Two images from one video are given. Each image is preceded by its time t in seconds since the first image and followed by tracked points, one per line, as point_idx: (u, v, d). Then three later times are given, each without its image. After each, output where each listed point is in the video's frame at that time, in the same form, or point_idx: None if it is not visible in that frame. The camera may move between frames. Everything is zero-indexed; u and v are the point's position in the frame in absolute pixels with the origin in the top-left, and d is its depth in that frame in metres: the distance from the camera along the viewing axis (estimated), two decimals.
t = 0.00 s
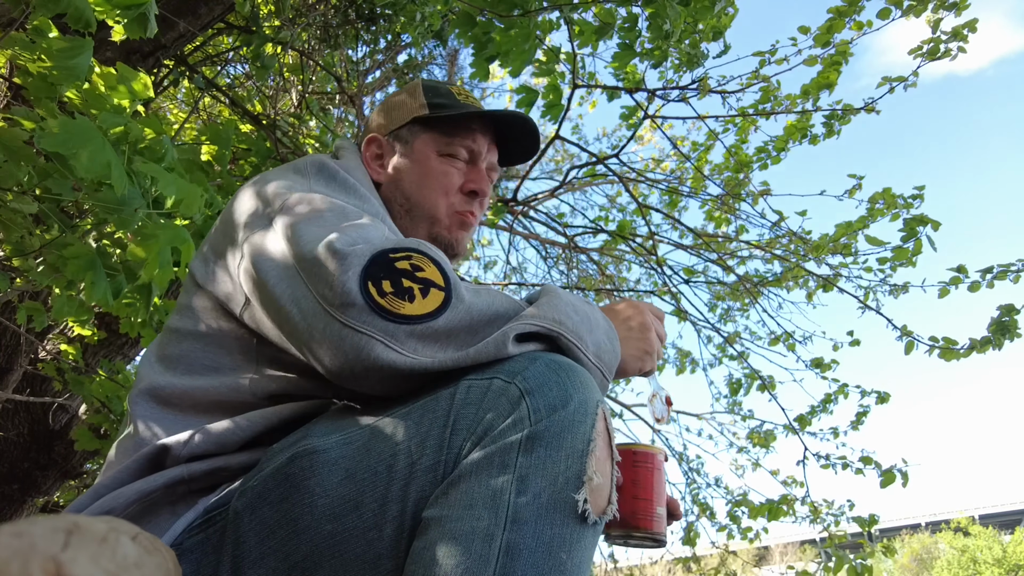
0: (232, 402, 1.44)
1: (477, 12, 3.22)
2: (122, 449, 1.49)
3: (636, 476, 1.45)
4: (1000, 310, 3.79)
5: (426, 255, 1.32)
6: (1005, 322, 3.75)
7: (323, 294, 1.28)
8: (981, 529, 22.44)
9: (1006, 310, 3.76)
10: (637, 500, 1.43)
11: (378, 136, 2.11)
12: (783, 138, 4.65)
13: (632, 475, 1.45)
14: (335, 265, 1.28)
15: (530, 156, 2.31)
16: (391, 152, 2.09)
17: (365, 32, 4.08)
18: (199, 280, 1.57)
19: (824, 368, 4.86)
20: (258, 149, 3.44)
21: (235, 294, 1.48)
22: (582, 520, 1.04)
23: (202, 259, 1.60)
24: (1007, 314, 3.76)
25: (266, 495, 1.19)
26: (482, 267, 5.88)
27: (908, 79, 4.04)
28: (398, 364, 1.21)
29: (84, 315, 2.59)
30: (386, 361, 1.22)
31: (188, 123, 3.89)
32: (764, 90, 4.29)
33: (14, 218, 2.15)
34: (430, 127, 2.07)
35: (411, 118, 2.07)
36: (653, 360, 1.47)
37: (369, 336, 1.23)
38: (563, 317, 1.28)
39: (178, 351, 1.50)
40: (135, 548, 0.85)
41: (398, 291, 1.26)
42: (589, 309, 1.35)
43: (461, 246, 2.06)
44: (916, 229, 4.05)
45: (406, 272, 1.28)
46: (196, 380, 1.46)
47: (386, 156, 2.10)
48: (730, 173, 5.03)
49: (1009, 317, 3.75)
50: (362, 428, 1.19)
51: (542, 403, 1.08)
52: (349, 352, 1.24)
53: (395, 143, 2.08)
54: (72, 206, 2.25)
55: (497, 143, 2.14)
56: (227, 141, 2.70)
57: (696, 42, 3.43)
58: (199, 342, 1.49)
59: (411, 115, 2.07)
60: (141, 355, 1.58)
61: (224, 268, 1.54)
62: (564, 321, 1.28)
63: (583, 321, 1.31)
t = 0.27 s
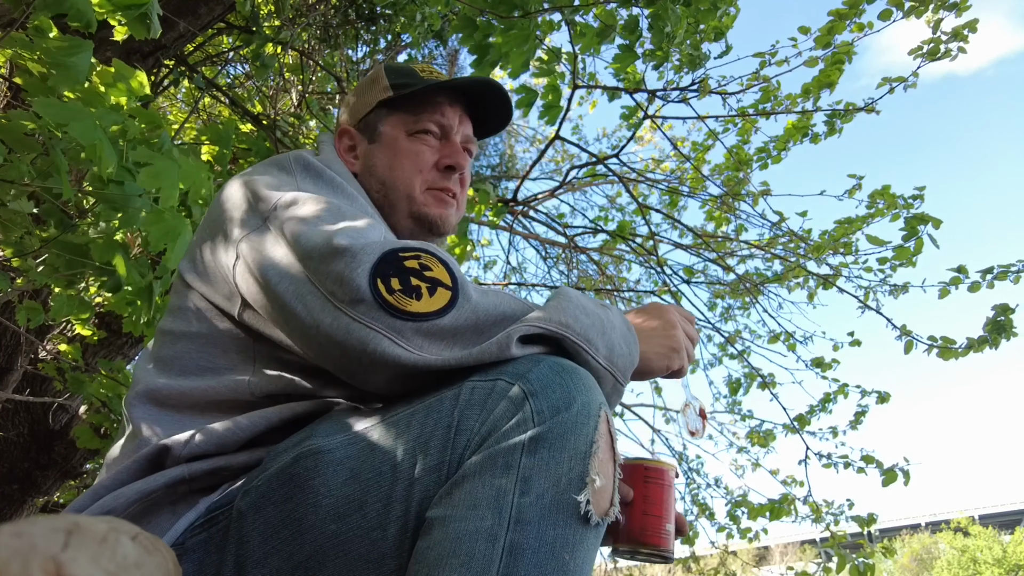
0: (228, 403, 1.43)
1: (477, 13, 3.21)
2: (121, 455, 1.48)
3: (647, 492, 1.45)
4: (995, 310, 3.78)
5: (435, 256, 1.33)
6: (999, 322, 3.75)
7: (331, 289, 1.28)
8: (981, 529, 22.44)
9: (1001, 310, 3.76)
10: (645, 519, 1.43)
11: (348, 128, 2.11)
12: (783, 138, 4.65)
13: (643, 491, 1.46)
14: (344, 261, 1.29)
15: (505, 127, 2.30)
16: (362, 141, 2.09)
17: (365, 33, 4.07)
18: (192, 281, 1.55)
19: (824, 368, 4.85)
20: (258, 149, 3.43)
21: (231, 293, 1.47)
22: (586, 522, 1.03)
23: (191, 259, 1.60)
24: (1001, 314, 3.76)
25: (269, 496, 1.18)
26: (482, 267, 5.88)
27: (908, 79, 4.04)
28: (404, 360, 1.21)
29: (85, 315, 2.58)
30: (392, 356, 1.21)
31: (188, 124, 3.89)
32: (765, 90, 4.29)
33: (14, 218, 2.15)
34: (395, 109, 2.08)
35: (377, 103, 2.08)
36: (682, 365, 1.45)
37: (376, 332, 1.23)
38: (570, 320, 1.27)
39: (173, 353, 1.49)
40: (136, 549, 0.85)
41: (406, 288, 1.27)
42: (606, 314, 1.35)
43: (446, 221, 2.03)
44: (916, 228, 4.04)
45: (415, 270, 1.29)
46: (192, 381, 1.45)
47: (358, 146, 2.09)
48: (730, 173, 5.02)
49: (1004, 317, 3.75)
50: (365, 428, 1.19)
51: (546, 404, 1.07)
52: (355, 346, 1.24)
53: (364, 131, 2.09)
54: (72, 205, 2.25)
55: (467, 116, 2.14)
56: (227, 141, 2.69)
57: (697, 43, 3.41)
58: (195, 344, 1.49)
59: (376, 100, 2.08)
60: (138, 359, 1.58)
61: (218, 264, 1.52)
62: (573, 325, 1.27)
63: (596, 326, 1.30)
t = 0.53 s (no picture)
0: (227, 403, 1.43)
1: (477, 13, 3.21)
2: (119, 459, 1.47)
3: (644, 480, 1.45)
4: (994, 310, 3.78)
5: (436, 255, 1.32)
6: (1001, 322, 3.75)
7: (331, 290, 1.29)
8: (981, 530, 22.44)
9: (1000, 310, 3.76)
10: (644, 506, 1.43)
11: (337, 124, 2.10)
12: (784, 138, 4.65)
13: (640, 479, 1.45)
14: (343, 263, 1.29)
15: (495, 120, 2.29)
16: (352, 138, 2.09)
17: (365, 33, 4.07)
18: (185, 280, 1.55)
19: (824, 368, 4.85)
20: (258, 149, 3.43)
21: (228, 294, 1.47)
22: (585, 522, 1.03)
23: (185, 257, 1.59)
24: (1002, 314, 3.76)
25: (268, 496, 1.18)
26: (482, 267, 5.88)
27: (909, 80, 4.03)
28: (403, 361, 1.22)
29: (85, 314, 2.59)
30: (391, 357, 1.22)
31: (188, 124, 3.89)
32: (765, 90, 4.29)
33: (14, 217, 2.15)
34: (384, 106, 2.07)
35: (365, 101, 2.08)
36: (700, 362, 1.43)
37: (375, 333, 1.24)
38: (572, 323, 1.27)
39: (168, 355, 1.49)
40: (135, 549, 0.85)
41: (406, 290, 1.27)
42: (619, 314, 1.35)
43: (437, 221, 2.05)
44: (919, 228, 4.04)
45: (415, 271, 1.29)
46: (189, 383, 1.44)
47: (348, 143, 2.09)
48: (730, 173, 5.02)
49: (1005, 317, 3.75)
50: (365, 428, 1.19)
51: (546, 404, 1.07)
52: (354, 347, 1.25)
53: (354, 128, 2.08)
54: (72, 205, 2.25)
55: (457, 112, 2.14)
56: (226, 141, 2.69)
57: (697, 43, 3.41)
58: (190, 345, 1.48)
59: (365, 96, 2.08)
60: (132, 363, 1.57)
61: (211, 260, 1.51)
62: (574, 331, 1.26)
63: (605, 331, 1.28)
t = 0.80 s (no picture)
0: (224, 405, 1.43)
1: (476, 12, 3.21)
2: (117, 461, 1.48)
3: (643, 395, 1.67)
4: (999, 308, 3.79)
5: (429, 256, 1.30)
6: (1005, 319, 3.75)
7: (327, 298, 1.30)
8: (981, 529, 22.44)
9: (1005, 308, 3.77)
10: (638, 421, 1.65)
11: (362, 127, 2.05)
12: (783, 137, 4.65)
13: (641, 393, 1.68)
14: (336, 270, 1.29)
15: (505, 155, 2.35)
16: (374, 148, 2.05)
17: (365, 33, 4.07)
18: (180, 283, 1.55)
19: (824, 367, 4.85)
20: (258, 149, 3.43)
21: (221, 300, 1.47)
22: (583, 521, 1.03)
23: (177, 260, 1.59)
24: (1006, 311, 3.77)
25: (267, 496, 1.19)
26: (482, 267, 5.88)
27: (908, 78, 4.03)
28: (399, 368, 1.22)
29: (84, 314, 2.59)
30: (387, 365, 1.23)
31: (188, 124, 3.89)
32: (764, 89, 4.29)
33: (15, 218, 2.16)
34: (418, 130, 2.05)
35: (400, 118, 2.05)
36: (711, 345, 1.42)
37: (371, 339, 1.25)
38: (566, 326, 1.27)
39: (163, 359, 1.49)
40: (135, 549, 0.85)
41: (397, 296, 1.26)
42: (619, 318, 1.34)
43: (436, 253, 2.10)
44: (918, 224, 4.05)
45: (405, 275, 1.27)
46: (184, 386, 1.45)
47: (368, 150, 2.05)
48: (729, 172, 5.02)
49: (1009, 314, 3.75)
50: (363, 428, 1.19)
51: (544, 404, 1.08)
52: (351, 355, 1.26)
53: (381, 139, 2.04)
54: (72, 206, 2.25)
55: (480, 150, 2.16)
56: (226, 141, 2.70)
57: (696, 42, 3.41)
58: (185, 348, 1.48)
59: (400, 116, 2.04)
60: (127, 366, 1.58)
61: (203, 264, 1.51)
62: (567, 335, 1.26)
63: (605, 335, 1.28)
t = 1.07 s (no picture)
0: (224, 407, 1.43)
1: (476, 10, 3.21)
2: (118, 460, 1.50)
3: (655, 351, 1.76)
4: (999, 305, 3.79)
5: (429, 258, 1.30)
6: (1005, 317, 3.75)
7: (327, 302, 1.29)
8: (981, 530, 22.44)
9: (1005, 306, 3.76)
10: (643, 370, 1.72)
11: (357, 127, 2.04)
12: (783, 135, 4.65)
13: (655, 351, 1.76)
14: (337, 273, 1.28)
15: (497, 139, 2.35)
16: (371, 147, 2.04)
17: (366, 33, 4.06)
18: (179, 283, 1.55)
19: (825, 367, 4.85)
20: (258, 148, 3.43)
21: (220, 303, 1.46)
22: (585, 522, 1.03)
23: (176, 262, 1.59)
24: (1006, 309, 3.77)
25: (267, 497, 1.18)
26: (482, 267, 5.88)
27: (908, 75, 4.03)
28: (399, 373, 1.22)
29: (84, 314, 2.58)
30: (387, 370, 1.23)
31: (188, 124, 3.89)
32: (763, 87, 4.28)
33: (15, 218, 2.15)
34: (413, 125, 2.05)
35: (395, 114, 2.04)
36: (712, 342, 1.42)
37: (371, 343, 1.25)
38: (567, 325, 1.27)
39: (161, 362, 1.49)
40: (136, 549, 0.85)
41: (398, 299, 1.25)
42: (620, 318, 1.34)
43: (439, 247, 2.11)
44: (919, 215, 4.04)
45: (406, 277, 1.27)
46: (181, 390, 1.45)
47: (366, 149, 2.03)
48: (730, 171, 5.02)
49: (1009, 312, 3.75)
50: (364, 429, 1.19)
51: (545, 405, 1.08)
52: (351, 360, 1.26)
53: (376, 137, 2.03)
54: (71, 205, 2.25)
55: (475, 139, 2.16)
56: (227, 141, 2.69)
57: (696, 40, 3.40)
58: (183, 351, 1.48)
59: (394, 112, 2.04)
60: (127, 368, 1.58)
61: (198, 266, 1.51)
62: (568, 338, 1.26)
63: (605, 334, 1.28)
